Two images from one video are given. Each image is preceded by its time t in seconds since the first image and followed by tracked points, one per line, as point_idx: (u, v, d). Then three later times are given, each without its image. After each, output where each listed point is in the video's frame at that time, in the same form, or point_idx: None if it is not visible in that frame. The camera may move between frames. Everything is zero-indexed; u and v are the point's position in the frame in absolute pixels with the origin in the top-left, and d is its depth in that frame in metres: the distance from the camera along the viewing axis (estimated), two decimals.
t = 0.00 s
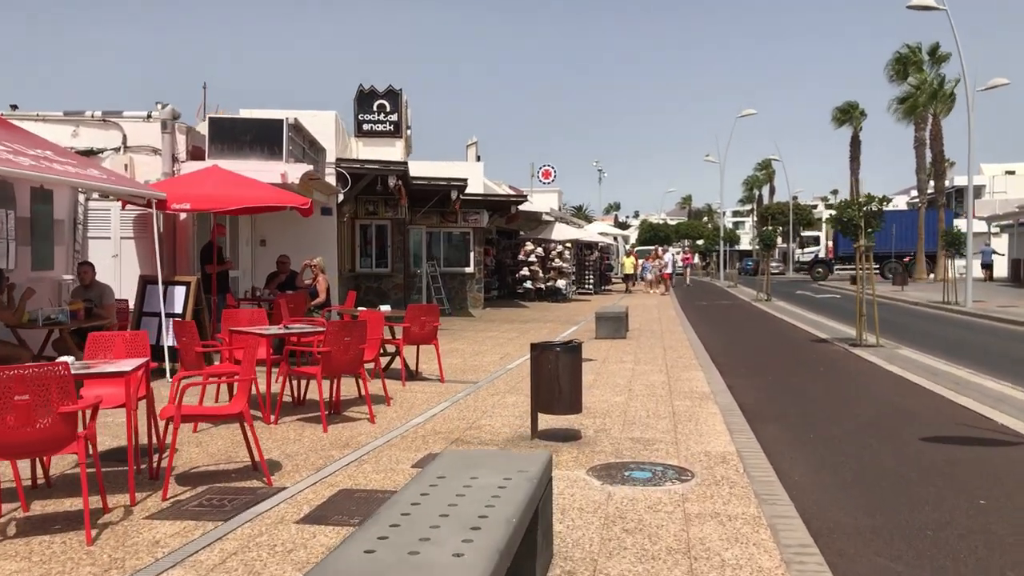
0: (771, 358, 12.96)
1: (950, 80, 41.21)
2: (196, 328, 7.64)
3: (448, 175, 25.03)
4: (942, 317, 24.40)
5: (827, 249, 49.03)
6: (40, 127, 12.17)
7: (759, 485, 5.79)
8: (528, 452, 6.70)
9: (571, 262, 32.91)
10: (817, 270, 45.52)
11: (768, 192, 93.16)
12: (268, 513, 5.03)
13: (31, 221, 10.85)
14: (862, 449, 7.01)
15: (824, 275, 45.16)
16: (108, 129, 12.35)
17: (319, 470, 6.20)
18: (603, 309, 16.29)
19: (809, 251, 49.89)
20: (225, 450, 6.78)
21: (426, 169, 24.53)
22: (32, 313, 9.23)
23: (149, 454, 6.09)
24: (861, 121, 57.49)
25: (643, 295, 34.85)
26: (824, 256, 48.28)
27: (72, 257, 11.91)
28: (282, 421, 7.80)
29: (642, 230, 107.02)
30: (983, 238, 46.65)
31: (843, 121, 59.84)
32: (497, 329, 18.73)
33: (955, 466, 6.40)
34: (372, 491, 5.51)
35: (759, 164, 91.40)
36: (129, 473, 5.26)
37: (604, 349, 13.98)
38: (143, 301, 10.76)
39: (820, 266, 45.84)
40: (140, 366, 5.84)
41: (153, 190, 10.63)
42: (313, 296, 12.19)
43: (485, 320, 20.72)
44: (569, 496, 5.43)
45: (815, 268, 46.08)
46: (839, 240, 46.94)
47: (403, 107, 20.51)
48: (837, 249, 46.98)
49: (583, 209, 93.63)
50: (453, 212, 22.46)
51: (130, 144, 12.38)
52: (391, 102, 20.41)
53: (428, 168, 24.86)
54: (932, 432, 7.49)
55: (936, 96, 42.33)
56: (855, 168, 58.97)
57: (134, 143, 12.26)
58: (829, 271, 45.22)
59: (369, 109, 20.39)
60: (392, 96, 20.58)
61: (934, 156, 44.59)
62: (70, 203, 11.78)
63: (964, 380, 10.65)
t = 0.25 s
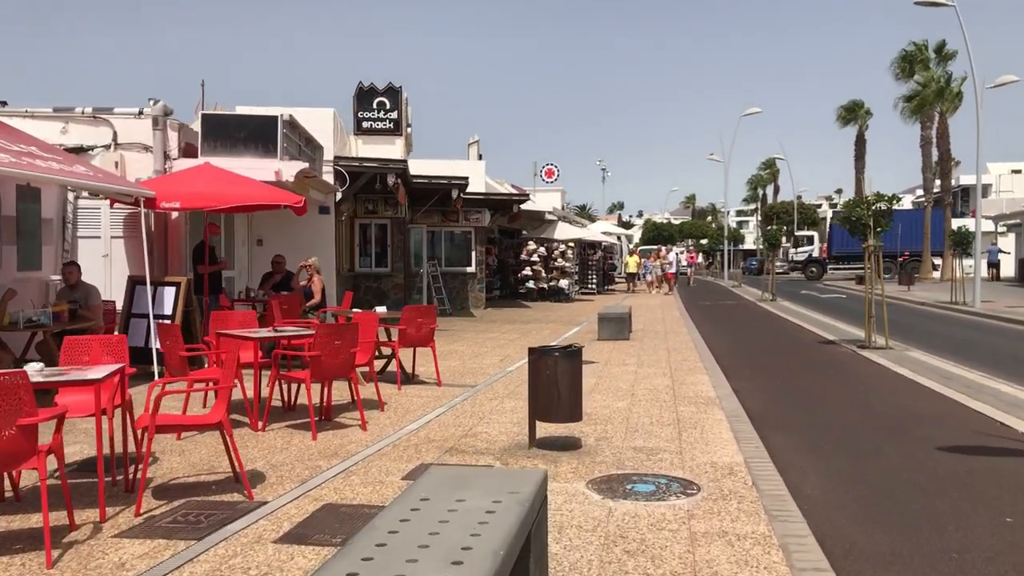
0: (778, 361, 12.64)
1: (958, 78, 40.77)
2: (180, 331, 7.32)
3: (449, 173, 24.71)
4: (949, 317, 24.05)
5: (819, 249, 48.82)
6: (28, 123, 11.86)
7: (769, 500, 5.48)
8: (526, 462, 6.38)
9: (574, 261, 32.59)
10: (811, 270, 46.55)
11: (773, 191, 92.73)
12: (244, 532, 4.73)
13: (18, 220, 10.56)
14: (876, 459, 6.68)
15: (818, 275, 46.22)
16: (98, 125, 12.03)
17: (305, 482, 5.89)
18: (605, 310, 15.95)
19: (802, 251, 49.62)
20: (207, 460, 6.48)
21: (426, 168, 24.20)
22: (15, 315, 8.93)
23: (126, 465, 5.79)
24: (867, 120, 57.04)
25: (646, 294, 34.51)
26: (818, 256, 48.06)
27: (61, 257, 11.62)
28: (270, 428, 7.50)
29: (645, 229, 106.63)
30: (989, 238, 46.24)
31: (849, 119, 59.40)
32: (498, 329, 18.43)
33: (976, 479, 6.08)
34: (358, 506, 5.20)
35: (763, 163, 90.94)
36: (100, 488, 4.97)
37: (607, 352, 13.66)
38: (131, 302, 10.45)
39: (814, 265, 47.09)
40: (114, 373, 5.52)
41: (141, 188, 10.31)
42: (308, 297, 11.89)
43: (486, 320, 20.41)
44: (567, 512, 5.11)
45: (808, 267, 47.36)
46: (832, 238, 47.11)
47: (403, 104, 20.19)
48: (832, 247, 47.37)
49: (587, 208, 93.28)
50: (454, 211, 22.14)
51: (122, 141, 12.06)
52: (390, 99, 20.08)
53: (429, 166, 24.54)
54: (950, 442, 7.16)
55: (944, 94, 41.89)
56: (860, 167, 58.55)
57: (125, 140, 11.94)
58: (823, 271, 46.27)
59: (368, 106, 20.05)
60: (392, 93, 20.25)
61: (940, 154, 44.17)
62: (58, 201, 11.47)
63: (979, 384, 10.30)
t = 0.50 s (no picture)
0: (781, 362, 12.29)
1: (961, 76, 40.39)
2: (154, 333, 6.97)
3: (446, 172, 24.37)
4: (954, 318, 23.65)
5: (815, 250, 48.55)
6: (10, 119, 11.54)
7: (774, 513, 5.13)
8: (516, 470, 6.03)
9: (574, 262, 32.26)
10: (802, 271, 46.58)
11: (775, 192, 92.36)
12: (207, 549, 4.39)
13: None
14: (886, 467, 6.31)
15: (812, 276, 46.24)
16: (82, 121, 11.70)
17: (279, 493, 5.54)
18: (604, 310, 15.60)
19: (793, 252, 49.33)
20: (178, 469, 6.15)
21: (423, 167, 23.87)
22: None
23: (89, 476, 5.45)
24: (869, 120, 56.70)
25: (647, 295, 34.15)
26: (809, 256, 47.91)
27: (42, 256, 11.28)
28: (249, 436, 7.16)
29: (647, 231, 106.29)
30: (994, 238, 45.84)
31: (851, 120, 59.01)
32: (495, 330, 18.05)
33: (992, 491, 5.72)
34: (332, 520, 4.85)
35: (765, 164, 90.59)
36: (54, 501, 4.63)
37: (605, 353, 13.32)
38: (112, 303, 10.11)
39: (805, 265, 47.09)
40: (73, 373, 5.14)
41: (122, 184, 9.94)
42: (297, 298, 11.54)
43: (484, 321, 20.05)
44: (556, 527, 4.76)
45: (801, 268, 47.31)
46: (824, 237, 46.51)
47: (399, 101, 19.88)
48: (825, 246, 46.64)
49: (588, 209, 92.99)
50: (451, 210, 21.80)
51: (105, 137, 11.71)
52: (386, 96, 19.76)
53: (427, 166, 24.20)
54: (962, 448, 6.81)
55: (947, 93, 41.52)
56: (863, 168, 58.17)
57: (108, 136, 11.60)
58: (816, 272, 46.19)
59: (363, 103, 19.71)
60: (387, 90, 19.90)
61: (944, 154, 43.78)
62: (37, 198, 11.16)
63: (989, 387, 9.92)
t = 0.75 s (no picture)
0: (785, 365, 11.92)
1: (965, 73, 39.98)
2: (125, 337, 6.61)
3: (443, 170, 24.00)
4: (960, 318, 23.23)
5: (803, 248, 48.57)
6: None
7: (781, 534, 4.77)
8: (504, 485, 5.66)
9: (574, 261, 31.90)
10: (793, 270, 46.59)
11: (776, 190, 91.93)
12: None
13: None
14: (898, 481, 5.96)
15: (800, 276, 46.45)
16: (63, 117, 11.35)
17: (250, 511, 5.18)
18: (602, 311, 15.22)
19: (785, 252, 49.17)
20: (147, 483, 5.79)
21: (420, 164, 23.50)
22: None
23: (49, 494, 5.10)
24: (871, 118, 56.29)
25: (647, 295, 33.77)
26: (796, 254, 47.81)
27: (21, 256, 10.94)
28: (226, 446, 6.81)
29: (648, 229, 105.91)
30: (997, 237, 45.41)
31: (853, 118, 58.58)
32: (492, 331, 17.66)
33: (1012, 509, 5.35)
34: (304, 543, 4.50)
35: (767, 162, 90.18)
36: (1, 522, 4.27)
37: (603, 355, 12.96)
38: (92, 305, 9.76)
39: (795, 265, 47.19)
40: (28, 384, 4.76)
41: (102, 182, 9.56)
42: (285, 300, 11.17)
43: (481, 322, 19.68)
44: (545, 551, 4.39)
45: (790, 267, 47.41)
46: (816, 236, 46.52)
47: (394, 98, 19.54)
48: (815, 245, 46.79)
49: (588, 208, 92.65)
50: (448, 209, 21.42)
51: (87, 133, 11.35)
52: (380, 93, 19.41)
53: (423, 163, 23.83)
54: (979, 460, 6.44)
55: (950, 90, 41.10)
56: (865, 166, 57.70)
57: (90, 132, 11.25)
58: (805, 272, 46.32)
59: (357, 100, 19.35)
60: (382, 86, 19.52)
61: (947, 152, 43.33)
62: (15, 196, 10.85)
63: (1002, 392, 9.53)
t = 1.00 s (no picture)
0: (788, 367, 11.59)
1: (966, 72, 39.67)
2: (95, 337, 6.24)
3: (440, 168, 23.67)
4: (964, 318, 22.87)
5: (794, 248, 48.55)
6: None
7: (790, 550, 4.42)
8: (495, 495, 5.32)
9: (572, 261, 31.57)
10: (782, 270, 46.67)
11: (775, 190, 91.64)
12: None
13: None
14: (912, 490, 5.62)
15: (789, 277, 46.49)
16: (44, 111, 11.01)
17: (221, 523, 4.83)
18: (600, 311, 14.88)
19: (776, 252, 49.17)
20: (115, 492, 5.45)
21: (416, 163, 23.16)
22: None
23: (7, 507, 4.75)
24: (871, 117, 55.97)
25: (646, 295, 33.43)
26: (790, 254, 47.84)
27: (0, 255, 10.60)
28: (203, 453, 6.47)
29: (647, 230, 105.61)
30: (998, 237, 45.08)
31: (853, 117, 58.27)
32: (487, 332, 17.32)
33: None
34: (274, 560, 4.16)
35: (766, 162, 89.88)
36: None
37: (601, 357, 12.63)
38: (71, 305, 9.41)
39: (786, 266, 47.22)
40: None
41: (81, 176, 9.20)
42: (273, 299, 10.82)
43: (477, 322, 19.33)
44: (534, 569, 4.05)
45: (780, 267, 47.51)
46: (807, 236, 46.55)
47: (388, 94, 19.20)
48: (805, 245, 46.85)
49: (587, 208, 92.35)
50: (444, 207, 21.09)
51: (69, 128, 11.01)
52: (375, 89, 19.08)
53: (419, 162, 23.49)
54: (996, 468, 6.10)
55: (951, 89, 40.79)
56: (865, 166, 57.39)
57: (71, 127, 10.91)
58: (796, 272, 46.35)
59: (351, 96, 19.03)
60: (376, 83, 19.22)
61: (949, 151, 43.01)
62: None
63: (1013, 394, 9.19)
